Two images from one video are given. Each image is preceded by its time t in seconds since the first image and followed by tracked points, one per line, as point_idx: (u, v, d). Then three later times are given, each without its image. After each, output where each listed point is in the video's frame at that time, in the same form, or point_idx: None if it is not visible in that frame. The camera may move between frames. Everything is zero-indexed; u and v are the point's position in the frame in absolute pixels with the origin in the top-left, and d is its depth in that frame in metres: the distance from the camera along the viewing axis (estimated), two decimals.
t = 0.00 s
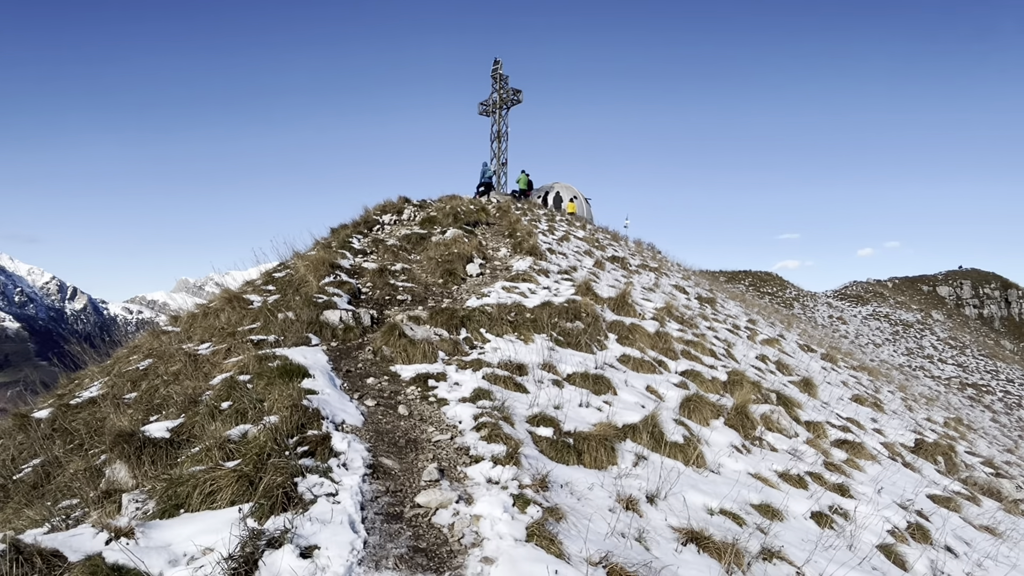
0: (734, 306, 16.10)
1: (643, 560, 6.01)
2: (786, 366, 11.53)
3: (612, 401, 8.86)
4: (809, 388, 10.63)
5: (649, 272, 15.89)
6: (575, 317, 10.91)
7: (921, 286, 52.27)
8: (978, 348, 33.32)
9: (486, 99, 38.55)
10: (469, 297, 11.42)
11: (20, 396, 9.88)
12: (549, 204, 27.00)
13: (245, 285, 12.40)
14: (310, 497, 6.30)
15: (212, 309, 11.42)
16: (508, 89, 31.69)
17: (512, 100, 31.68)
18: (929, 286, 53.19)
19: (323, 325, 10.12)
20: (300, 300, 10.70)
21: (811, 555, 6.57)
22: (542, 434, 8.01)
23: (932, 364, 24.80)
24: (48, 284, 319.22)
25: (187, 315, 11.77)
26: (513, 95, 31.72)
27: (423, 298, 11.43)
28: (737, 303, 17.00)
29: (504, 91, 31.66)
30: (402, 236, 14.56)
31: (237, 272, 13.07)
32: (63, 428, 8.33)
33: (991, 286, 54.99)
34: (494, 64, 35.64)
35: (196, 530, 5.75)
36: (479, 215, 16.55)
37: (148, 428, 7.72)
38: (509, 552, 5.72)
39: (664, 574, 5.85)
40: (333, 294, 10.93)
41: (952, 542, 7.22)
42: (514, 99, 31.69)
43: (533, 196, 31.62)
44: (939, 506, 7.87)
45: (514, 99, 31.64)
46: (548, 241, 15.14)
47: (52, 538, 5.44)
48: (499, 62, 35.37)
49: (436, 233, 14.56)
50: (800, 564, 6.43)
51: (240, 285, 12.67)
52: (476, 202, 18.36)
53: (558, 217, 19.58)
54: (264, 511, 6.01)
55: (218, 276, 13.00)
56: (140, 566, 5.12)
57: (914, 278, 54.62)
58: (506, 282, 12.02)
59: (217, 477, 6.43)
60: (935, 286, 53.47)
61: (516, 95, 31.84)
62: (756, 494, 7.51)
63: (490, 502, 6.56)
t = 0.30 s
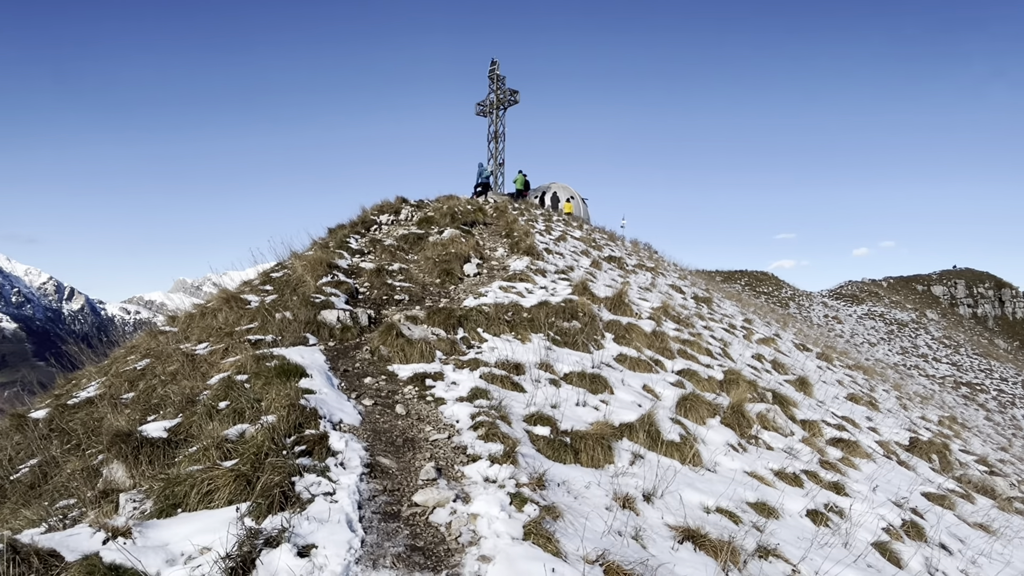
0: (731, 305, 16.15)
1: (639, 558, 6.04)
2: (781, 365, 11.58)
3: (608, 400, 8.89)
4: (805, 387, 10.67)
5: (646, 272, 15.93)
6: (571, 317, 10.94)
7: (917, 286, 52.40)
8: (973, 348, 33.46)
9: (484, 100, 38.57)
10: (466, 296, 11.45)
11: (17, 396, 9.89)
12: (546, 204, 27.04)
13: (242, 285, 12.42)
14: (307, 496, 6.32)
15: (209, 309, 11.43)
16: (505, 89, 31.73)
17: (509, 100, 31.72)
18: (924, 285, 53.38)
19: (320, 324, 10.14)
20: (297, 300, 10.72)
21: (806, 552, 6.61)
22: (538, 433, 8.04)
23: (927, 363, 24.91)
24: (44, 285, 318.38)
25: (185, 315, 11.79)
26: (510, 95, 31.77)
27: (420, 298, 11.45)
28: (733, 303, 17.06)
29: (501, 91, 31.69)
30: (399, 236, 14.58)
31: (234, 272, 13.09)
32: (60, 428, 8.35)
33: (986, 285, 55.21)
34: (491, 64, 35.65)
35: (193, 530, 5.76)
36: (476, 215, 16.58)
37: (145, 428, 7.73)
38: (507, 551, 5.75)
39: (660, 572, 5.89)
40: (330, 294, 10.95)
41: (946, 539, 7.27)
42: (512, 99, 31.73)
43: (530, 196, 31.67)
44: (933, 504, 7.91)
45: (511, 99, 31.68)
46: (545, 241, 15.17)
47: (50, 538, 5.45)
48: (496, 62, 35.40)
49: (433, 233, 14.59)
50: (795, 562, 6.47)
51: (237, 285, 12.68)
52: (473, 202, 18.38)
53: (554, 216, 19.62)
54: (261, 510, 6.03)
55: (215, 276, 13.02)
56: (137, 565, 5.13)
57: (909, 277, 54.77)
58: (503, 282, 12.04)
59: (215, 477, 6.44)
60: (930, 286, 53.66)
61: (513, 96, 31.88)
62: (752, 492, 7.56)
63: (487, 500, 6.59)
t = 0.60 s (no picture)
0: (723, 305, 16.19)
1: (632, 558, 6.04)
2: (774, 365, 11.61)
3: (601, 400, 8.89)
4: (798, 387, 10.70)
5: (638, 272, 15.95)
6: (564, 317, 10.94)
7: (907, 285, 52.67)
8: (963, 347, 33.70)
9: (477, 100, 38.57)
10: (459, 297, 11.43)
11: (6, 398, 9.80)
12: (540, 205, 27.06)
13: (234, 286, 12.36)
14: (299, 498, 6.29)
15: (201, 310, 11.37)
16: (498, 89, 31.74)
17: (503, 100, 31.72)
18: (915, 285, 53.75)
19: (312, 325, 10.11)
20: (290, 300, 10.68)
21: (798, 551, 6.64)
22: (531, 433, 8.03)
23: (917, 362, 25.07)
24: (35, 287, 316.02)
25: (176, 315, 11.72)
26: (503, 95, 31.77)
27: (413, 298, 11.43)
28: (725, 303, 17.11)
29: (495, 91, 31.69)
30: (392, 236, 14.55)
31: (226, 272, 13.03)
32: (50, 430, 8.28)
33: (975, 285, 55.63)
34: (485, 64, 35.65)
35: (184, 531, 5.73)
36: (469, 215, 16.56)
37: (136, 429, 7.68)
38: (499, 551, 5.73)
39: (653, 571, 5.89)
40: (322, 294, 10.92)
41: (937, 538, 7.31)
42: (505, 99, 31.74)
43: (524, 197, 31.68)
44: (924, 503, 7.95)
45: (504, 99, 31.69)
46: (538, 241, 15.17)
47: (38, 541, 5.40)
48: (489, 62, 35.40)
49: (426, 234, 14.56)
50: (787, 561, 6.50)
51: (229, 285, 12.63)
52: (466, 202, 18.37)
53: (548, 217, 19.62)
54: (253, 511, 5.99)
55: (207, 276, 12.96)
56: (127, 568, 5.09)
57: (900, 277, 55.10)
58: (496, 282, 12.03)
59: (206, 478, 6.40)
60: (921, 286, 54.01)
61: (507, 96, 31.89)
62: (744, 491, 7.58)
63: (480, 501, 6.57)
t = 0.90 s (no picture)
0: (708, 304, 16.30)
1: (617, 557, 6.05)
2: (758, 364, 11.70)
3: (588, 399, 8.90)
4: (782, 386, 10.79)
5: (625, 271, 16.02)
6: (551, 317, 10.95)
7: (889, 284, 53.32)
8: (943, 345, 34.24)
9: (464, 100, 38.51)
10: (446, 297, 11.39)
11: None
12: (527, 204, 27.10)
13: (218, 286, 12.23)
14: (283, 500, 6.22)
15: (184, 310, 11.24)
16: (485, 89, 31.74)
17: (489, 100, 31.73)
18: (896, 284, 54.49)
19: (297, 325, 10.03)
20: (274, 300, 10.59)
21: (782, 549, 6.70)
22: (518, 433, 8.02)
23: (899, 360, 25.42)
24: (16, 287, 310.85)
25: (159, 316, 11.57)
26: (489, 95, 31.76)
27: (399, 298, 11.38)
28: (710, 302, 17.23)
29: (481, 91, 31.68)
30: (378, 236, 14.48)
31: (210, 272, 12.90)
32: (29, 433, 8.13)
33: (955, 284, 56.50)
34: (471, 64, 35.55)
35: (167, 535, 5.65)
36: (456, 215, 16.54)
37: (118, 431, 7.56)
38: (485, 552, 5.71)
39: (638, 570, 5.90)
40: (308, 295, 10.84)
41: (917, 533, 7.40)
42: (491, 99, 31.75)
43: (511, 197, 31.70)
44: (905, 499, 8.05)
45: (491, 99, 31.70)
46: (524, 241, 15.17)
47: (16, 546, 5.30)
48: (476, 62, 35.36)
49: (413, 233, 14.51)
50: (770, 558, 6.55)
51: (213, 285, 12.48)
52: (453, 202, 18.34)
53: (534, 217, 19.64)
54: (236, 514, 5.93)
55: (191, 276, 12.81)
56: (107, 572, 5.00)
57: (882, 276, 55.81)
58: (482, 282, 12.01)
59: (189, 481, 6.32)
60: (902, 285, 54.75)
61: (493, 96, 31.89)
62: (729, 489, 7.63)
63: (466, 501, 6.55)
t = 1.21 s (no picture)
0: (685, 303, 16.45)
1: (595, 555, 6.07)
2: (734, 361, 11.83)
3: (566, 398, 8.91)
4: (757, 383, 10.93)
5: (603, 270, 16.09)
6: (529, 316, 10.94)
7: (861, 282, 54.12)
8: (913, 342, 35.02)
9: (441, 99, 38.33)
10: (424, 296, 11.32)
11: None
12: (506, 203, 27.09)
13: (192, 286, 12.00)
14: (258, 502, 6.13)
15: (157, 311, 11.00)
16: (463, 88, 31.65)
17: (468, 99, 31.64)
18: (868, 282, 55.52)
19: (273, 325, 9.89)
20: (249, 300, 10.43)
21: (756, 544, 6.79)
22: (496, 432, 8.01)
23: (871, 357, 25.93)
24: None
25: (130, 317, 11.32)
26: (468, 93, 31.67)
27: (377, 297, 11.28)
28: (688, 300, 17.39)
29: (459, 90, 31.57)
30: (355, 235, 14.35)
31: (184, 272, 12.65)
32: None
33: (924, 282, 57.76)
34: (449, 62, 35.39)
35: (137, 540, 5.53)
36: (435, 214, 16.45)
37: (87, 435, 7.37)
38: (462, 552, 5.68)
39: (615, 568, 5.93)
40: (283, 294, 10.69)
41: (888, 527, 7.54)
42: (470, 97, 31.67)
43: (490, 196, 31.65)
44: (876, 493, 8.19)
45: (469, 98, 31.61)
46: (503, 240, 15.15)
47: None
48: (454, 61, 35.23)
49: (391, 233, 14.40)
50: (745, 554, 6.63)
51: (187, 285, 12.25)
52: (431, 201, 18.25)
53: (513, 216, 19.63)
54: (209, 518, 5.82)
55: (164, 276, 12.56)
56: None
57: (856, 273, 56.88)
58: (461, 281, 11.96)
59: (161, 484, 6.20)
60: (873, 283, 55.83)
61: (471, 94, 31.81)
62: (705, 486, 7.70)
63: (443, 502, 6.51)
